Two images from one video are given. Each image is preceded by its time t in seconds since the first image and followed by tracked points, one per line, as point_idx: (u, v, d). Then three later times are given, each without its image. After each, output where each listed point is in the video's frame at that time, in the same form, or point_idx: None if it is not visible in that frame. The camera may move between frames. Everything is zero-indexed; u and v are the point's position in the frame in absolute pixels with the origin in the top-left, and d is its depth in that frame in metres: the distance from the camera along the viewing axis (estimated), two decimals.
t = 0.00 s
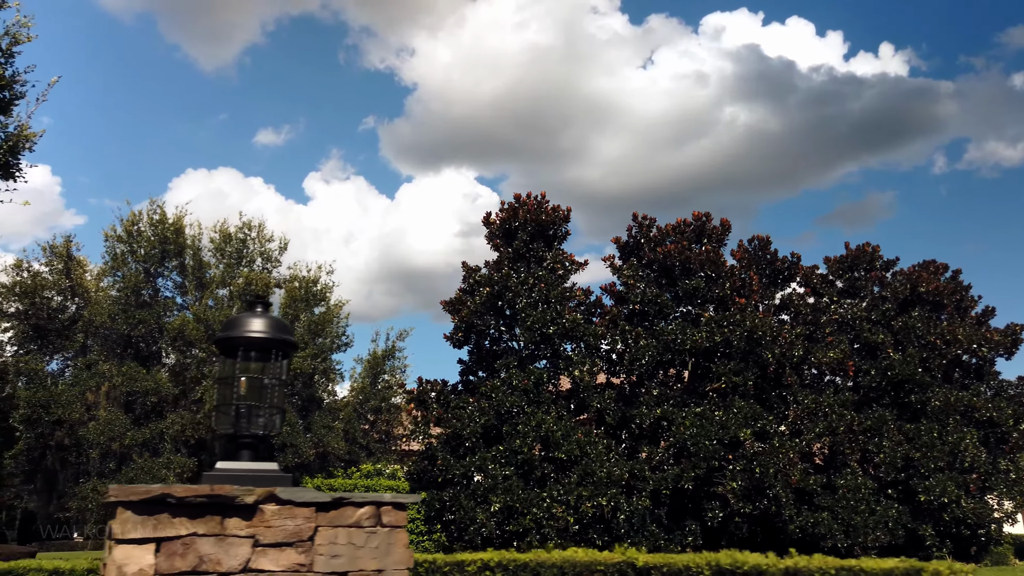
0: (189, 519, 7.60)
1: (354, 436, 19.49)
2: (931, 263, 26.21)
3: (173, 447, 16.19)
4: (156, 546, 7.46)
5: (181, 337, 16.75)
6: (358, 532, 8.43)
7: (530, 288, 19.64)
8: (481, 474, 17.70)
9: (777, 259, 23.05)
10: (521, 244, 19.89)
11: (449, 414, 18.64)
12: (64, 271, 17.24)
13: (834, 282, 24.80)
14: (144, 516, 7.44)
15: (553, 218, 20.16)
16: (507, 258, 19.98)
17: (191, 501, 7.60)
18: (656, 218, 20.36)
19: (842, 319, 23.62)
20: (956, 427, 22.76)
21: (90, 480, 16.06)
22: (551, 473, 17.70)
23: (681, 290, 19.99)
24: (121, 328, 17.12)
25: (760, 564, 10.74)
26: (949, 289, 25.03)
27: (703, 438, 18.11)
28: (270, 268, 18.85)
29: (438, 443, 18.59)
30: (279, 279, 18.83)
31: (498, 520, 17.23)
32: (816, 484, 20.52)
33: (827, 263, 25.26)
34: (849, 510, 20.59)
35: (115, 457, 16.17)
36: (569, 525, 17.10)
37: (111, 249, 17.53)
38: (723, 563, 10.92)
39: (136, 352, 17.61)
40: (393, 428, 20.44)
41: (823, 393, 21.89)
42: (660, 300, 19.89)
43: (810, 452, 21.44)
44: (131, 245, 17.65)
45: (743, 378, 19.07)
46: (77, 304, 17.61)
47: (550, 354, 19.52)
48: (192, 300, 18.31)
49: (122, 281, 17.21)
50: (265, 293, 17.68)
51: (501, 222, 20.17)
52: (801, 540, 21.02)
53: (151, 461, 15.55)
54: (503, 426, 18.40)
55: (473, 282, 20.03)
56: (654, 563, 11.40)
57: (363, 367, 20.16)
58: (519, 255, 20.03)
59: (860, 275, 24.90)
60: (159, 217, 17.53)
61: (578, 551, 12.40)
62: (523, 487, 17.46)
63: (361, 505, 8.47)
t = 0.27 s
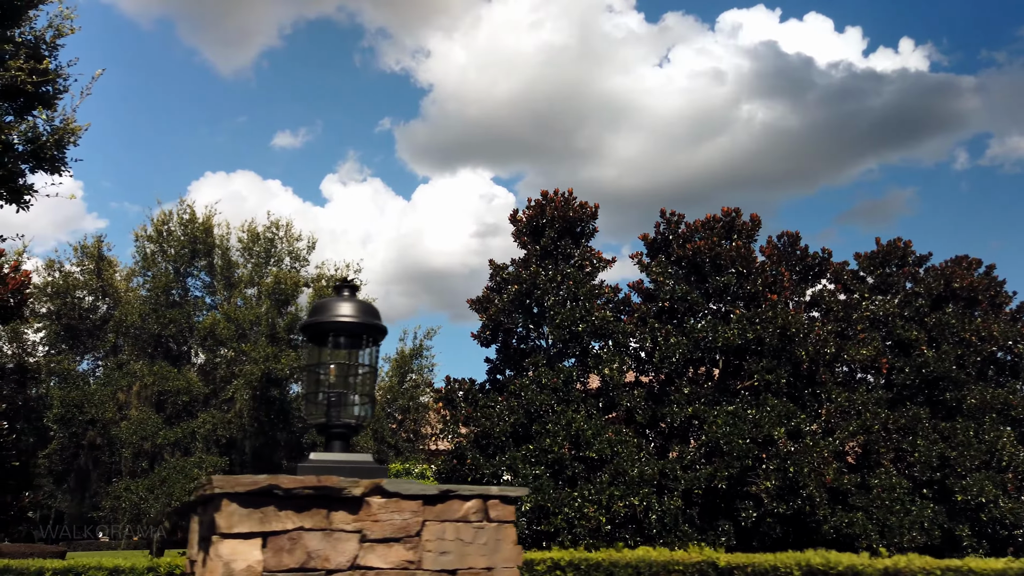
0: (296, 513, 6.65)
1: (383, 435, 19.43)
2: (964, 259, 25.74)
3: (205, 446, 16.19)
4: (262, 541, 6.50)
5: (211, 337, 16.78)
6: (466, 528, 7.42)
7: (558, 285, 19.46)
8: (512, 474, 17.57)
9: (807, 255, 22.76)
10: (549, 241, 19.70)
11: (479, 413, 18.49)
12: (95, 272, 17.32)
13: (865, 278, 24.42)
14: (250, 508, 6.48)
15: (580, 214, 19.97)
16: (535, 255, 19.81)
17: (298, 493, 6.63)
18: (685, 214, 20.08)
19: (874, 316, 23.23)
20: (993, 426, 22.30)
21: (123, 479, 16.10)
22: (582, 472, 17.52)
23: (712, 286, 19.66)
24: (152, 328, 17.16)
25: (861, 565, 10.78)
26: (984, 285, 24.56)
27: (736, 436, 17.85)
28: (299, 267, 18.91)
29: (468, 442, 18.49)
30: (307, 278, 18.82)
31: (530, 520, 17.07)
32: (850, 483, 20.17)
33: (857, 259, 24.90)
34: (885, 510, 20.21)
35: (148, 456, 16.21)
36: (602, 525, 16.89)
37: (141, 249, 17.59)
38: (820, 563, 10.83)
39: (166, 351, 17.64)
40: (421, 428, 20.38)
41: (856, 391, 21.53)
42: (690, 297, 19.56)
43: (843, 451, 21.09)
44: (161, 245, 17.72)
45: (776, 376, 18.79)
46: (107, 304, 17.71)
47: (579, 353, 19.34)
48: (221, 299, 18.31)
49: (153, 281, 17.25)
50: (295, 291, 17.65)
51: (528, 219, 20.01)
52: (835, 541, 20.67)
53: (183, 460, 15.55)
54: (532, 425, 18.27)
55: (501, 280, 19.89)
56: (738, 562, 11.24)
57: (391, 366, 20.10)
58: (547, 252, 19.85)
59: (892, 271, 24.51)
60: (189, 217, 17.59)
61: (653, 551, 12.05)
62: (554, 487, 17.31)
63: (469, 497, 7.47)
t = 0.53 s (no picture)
0: (397, 513, 5.09)
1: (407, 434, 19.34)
2: (991, 255, 25.34)
3: (229, 446, 16.14)
4: (364, 544, 4.98)
5: (234, 336, 16.75)
6: (572, 531, 5.75)
7: (581, 283, 19.26)
8: (537, 474, 17.40)
9: (832, 251, 22.47)
10: (571, 239, 19.49)
11: (503, 413, 18.36)
12: (119, 272, 17.33)
13: (891, 275, 24.11)
14: (350, 508, 4.96)
15: (602, 212, 19.74)
16: (557, 253, 19.61)
17: (398, 492, 5.10)
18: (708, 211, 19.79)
19: (900, 313, 22.89)
20: None
21: (148, 479, 16.07)
22: (607, 472, 17.36)
23: (737, 284, 19.41)
24: (175, 328, 17.13)
25: (957, 570, 9.53)
26: (1012, 281, 24.16)
27: (764, 435, 17.61)
28: (320, 267, 18.91)
29: (492, 441, 18.36)
30: (328, 277, 18.75)
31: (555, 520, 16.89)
32: (878, 483, 19.86)
33: (882, 256, 24.57)
34: (914, 510, 19.89)
35: (172, 456, 16.19)
36: (629, 526, 16.68)
37: (164, 248, 17.57)
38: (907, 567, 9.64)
39: (189, 351, 17.60)
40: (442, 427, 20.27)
41: (883, 389, 21.21)
42: (715, 295, 19.31)
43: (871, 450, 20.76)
44: (183, 245, 17.68)
45: (804, 374, 18.51)
46: (130, 304, 17.73)
47: (603, 351, 19.16)
48: (243, 298, 18.23)
49: (176, 281, 17.21)
50: (318, 289, 17.67)
51: (550, 217, 19.82)
52: (863, 542, 20.37)
53: (208, 460, 15.50)
54: (556, 424, 18.13)
55: (523, 278, 19.74)
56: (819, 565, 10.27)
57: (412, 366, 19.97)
58: (569, 250, 19.65)
59: (918, 268, 24.17)
60: (212, 217, 17.57)
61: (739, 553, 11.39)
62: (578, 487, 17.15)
63: (577, 495, 5.80)
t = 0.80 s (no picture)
0: (521, 500, 4.73)
1: (430, 432, 19.18)
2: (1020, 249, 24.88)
3: (254, 444, 16.05)
4: (487, 534, 4.64)
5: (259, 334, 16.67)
6: (704, 520, 5.42)
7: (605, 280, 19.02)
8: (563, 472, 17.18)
9: (859, 246, 22.13)
10: (595, 234, 19.24)
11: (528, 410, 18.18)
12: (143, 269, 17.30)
13: (918, 270, 23.73)
14: (472, 494, 4.58)
15: (626, 207, 19.45)
16: (581, 249, 19.37)
17: (524, 476, 4.73)
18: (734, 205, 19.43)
19: (929, 309, 22.50)
20: None
21: (173, 477, 15.99)
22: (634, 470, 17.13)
23: (766, 279, 19.16)
24: (199, 325, 17.06)
25: None
26: None
27: (793, 432, 17.32)
28: (343, 264, 18.83)
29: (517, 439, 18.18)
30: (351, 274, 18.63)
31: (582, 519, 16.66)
32: (910, 481, 19.48)
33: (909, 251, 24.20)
34: (946, 509, 19.50)
35: (197, 454, 16.11)
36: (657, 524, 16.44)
37: (187, 246, 17.49)
38: (1017, 564, 8.78)
39: (213, 349, 17.53)
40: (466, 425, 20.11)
41: (913, 386, 20.83)
42: (741, 290, 19.04)
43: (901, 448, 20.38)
44: (206, 242, 17.59)
45: (833, 371, 18.20)
46: (154, 302, 17.69)
47: (628, 348, 18.92)
48: (266, 296, 18.12)
49: (199, 279, 17.13)
50: (342, 286, 17.83)
51: (573, 212, 19.57)
52: (894, 541, 20.00)
53: (233, 458, 15.40)
54: (582, 422, 17.93)
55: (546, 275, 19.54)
56: (914, 565, 9.47)
57: (435, 363, 19.78)
58: (593, 246, 19.40)
59: (946, 262, 23.76)
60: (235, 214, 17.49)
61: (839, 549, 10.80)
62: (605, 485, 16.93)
63: (706, 482, 5.47)
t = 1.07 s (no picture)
0: (674, 511, 4.13)
1: (454, 432, 19.04)
2: None
3: (280, 444, 16.00)
4: (637, 549, 4.01)
5: (283, 333, 16.61)
6: (866, 533, 4.72)
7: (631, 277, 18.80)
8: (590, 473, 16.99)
9: (886, 241, 21.81)
10: (620, 231, 19.00)
11: (553, 409, 18.02)
12: (167, 269, 17.29)
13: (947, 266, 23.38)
14: (620, 503, 3.95)
15: (651, 203, 19.19)
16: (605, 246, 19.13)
17: (677, 484, 4.14)
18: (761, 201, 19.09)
19: (958, 305, 22.13)
20: None
21: (199, 477, 15.96)
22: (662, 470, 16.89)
23: (797, 275, 18.97)
24: (224, 325, 17.04)
25: None
26: None
27: (825, 431, 17.01)
28: (367, 263, 18.74)
29: (543, 439, 18.23)
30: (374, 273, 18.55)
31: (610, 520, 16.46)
32: (942, 481, 19.12)
33: (937, 247, 23.85)
34: (980, 509, 19.12)
35: (223, 454, 16.03)
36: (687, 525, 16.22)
37: (211, 245, 17.43)
38: None
39: (237, 349, 17.47)
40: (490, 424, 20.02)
41: (944, 384, 20.47)
42: (769, 287, 18.78)
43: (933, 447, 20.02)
44: (230, 242, 17.54)
45: (864, 369, 17.89)
46: (178, 302, 17.70)
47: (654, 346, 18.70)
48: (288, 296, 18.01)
49: (222, 278, 17.07)
50: (367, 285, 17.82)
51: (598, 209, 19.35)
52: (926, 542, 19.63)
53: (259, 458, 15.33)
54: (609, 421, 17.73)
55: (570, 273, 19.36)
56: None
57: (459, 362, 19.65)
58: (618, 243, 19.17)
59: (975, 258, 23.39)
60: (259, 213, 17.43)
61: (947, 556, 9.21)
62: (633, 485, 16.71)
63: (869, 489, 4.74)
